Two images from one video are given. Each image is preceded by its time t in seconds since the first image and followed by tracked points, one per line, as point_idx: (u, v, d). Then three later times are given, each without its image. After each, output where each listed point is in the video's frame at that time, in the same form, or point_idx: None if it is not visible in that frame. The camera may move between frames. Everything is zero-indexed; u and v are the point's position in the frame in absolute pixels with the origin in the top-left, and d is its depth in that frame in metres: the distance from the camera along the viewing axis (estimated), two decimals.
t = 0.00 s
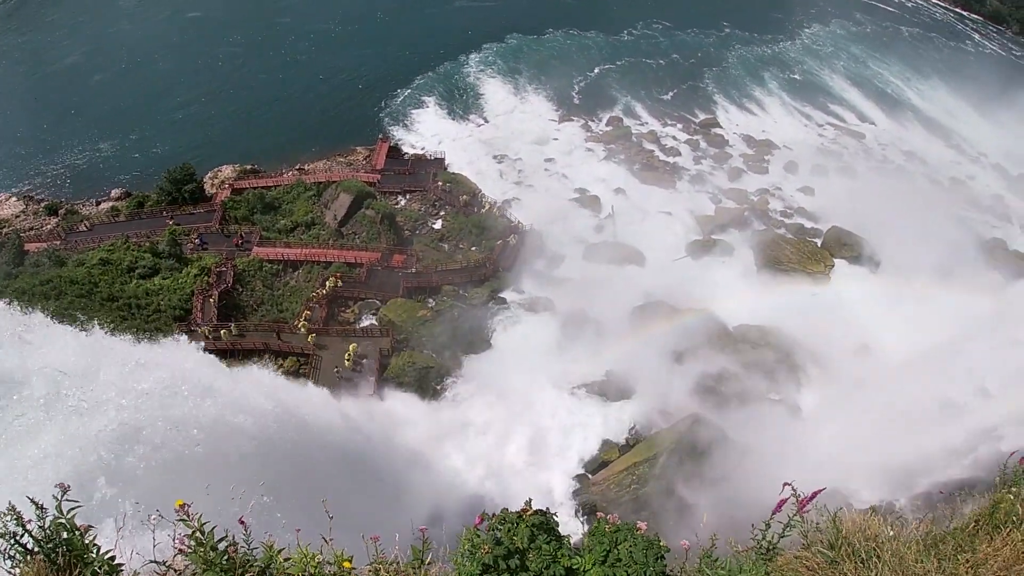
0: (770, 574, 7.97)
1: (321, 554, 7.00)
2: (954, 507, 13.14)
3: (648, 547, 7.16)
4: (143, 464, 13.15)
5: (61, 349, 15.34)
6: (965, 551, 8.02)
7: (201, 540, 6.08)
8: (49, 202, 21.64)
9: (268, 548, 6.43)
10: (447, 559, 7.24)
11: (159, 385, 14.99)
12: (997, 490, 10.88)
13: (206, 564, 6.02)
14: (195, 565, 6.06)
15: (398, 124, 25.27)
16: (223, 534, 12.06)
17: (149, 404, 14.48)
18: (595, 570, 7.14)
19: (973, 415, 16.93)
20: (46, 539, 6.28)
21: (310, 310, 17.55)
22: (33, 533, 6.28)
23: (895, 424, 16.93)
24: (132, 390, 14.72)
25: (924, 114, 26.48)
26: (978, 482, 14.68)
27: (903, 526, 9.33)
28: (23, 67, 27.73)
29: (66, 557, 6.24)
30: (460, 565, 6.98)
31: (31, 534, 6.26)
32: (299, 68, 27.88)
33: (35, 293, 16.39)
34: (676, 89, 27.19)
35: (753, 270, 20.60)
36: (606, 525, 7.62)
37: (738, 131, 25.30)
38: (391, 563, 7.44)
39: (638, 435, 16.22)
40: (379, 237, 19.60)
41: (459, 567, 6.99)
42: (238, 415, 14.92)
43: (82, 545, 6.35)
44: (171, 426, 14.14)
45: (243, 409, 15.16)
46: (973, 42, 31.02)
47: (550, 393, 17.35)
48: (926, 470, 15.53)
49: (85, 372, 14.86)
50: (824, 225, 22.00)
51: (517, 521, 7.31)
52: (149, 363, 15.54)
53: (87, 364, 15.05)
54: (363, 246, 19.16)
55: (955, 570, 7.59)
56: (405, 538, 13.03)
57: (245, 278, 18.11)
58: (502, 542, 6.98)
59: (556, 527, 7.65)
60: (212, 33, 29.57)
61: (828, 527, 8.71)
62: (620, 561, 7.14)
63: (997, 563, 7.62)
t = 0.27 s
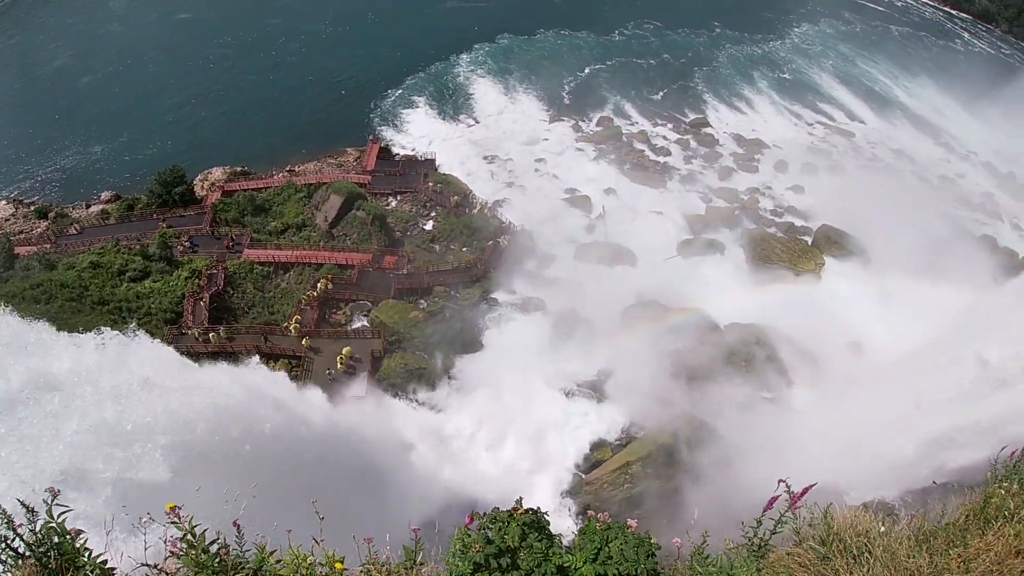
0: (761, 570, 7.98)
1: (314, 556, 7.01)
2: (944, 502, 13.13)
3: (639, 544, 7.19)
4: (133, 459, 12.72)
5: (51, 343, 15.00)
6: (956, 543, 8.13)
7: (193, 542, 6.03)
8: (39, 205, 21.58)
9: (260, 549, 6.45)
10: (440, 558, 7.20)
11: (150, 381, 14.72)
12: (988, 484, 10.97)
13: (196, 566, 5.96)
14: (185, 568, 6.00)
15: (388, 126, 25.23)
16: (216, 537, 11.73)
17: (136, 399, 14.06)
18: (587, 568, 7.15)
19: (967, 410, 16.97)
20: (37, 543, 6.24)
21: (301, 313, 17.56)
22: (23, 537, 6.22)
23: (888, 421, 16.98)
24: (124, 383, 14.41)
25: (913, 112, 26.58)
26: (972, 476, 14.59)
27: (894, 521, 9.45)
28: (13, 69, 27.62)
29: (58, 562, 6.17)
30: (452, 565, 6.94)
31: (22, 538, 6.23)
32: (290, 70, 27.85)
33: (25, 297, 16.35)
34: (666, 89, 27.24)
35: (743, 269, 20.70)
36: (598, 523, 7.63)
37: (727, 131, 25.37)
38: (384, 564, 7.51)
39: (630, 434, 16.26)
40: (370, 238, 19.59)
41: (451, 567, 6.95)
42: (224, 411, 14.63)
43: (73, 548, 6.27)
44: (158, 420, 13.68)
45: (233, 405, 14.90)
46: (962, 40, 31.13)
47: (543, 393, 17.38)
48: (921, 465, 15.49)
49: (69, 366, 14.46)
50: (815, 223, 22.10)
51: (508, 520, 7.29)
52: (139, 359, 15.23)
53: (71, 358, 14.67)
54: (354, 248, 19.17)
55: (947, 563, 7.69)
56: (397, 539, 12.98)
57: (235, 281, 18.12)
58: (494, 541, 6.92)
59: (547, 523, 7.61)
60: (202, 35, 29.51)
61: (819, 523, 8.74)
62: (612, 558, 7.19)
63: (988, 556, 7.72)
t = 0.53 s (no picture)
0: (754, 567, 7.98)
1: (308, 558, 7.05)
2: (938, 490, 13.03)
3: (632, 543, 7.16)
4: (132, 469, 13.09)
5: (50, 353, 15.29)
6: (947, 539, 8.27)
7: (187, 546, 5.99)
8: (31, 210, 21.51)
9: (255, 552, 6.58)
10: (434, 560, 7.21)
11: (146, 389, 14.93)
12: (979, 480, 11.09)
13: (189, 571, 5.91)
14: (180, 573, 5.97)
15: (382, 128, 25.22)
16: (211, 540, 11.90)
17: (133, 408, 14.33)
18: (579, 568, 7.18)
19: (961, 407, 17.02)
20: (33, 548, 6.18)
21: (296, 317, 17.52)
22: (18, 543, 6.16)
23: (882, 419, 17.04)
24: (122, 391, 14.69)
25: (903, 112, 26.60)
26: (969, 466, 14.43)
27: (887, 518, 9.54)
28: (5, 72, 27.56)
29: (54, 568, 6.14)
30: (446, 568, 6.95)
31: (18, 543, 6.18)
32: (283, 72, 27.82)
33: (17, 302, 16.29)
34: (659, 89, 27.31)
35: (737, 269, 20.76)
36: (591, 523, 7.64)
37: (720, 131, 25.44)
38: (379, 565, 7.55)
39: (625, 434, 16.30)
40: (364, 240, 19.58)
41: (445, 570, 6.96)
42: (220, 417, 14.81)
43: (68, 553, 6.24)
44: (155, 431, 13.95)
45: (228, 411, 15.05)
46: (951, 40, 31.16)
47: (538, 393, 17.39)
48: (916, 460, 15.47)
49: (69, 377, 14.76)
50: (808, 222, 22.17)
51: (500, 521, 7.27)
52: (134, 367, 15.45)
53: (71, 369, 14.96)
54: (348, 250, 19.15)
55: (938, 559, 7.82)
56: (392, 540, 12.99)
57: (229, 285, 18.06)
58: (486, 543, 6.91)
59: (540, 524, 7.57)
60: (195, 37, 29.48)
61: (811, 520, 8.80)
62: (603, 558, 7.12)
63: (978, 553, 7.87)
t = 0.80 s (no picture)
0: (741, 570, 7.93)
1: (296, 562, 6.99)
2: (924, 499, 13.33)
3: (617, 547, 7.20)
4: (112, 478, 12.87)
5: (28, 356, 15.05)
6: (932, 539, 8.33)
7: (174, 553, 5.87)
8: (16, 217, 21.39)
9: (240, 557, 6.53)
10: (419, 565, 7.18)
11: (128, 395, 14.82)
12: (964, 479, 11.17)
13: None
14: None
15: (368, 134, 25.25)
16: (198, 547, 11.79)
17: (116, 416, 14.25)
18: (565, 572, 7.21)
19: (947, 407, 17.17)
20: (17, 558, 5.47)
21: (282, 324, 17.50)
22: None
23: (869, 420, 17.14)
24: (103, 397, 14.59)
25: (885, 116, 27.86)
26: (954, 472, 14.78)
27: (873, 518, 9.58)
28: None
29: None
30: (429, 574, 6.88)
31: None
32: (269, 79, 27.86)
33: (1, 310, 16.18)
34: (645, 96, 27.55)
35: (722, 274, 20.92)
36: (576, 527, 7.65)
37: (705, 137, 25.72)
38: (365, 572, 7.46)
39: (613, 440, 16.33)
40: (351, 247, 19.64)
41: None
42: (205, 426, 14.75)
43: (55, 564, 5.57)
44: (138, 441, 13.87)
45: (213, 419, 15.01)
46: (923, 49, 32.98)
47: (525, 400, 17.43)
48: (902, 464, 15.64)
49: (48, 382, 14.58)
50: (793, 227, 22.37)
51: (485, 526, 7.36)
52: (117, 374, 15.30)
53: (50, 373, 14.77)
54: (335, 257, 19.22)
55: (925, 560, 7.87)
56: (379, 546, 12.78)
57: (215, 292, 18.04)
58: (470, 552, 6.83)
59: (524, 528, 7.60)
60: (182, 44, 29.50)
61: (797, 523, 8.78)
62: (589, 562, 7.17)
63: (963, 552, 7.95)
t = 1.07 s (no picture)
0: (726, 571, 8.09)
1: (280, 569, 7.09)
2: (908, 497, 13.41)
3: (599, 550, 7.53)
4: (97, 489, 12.94)
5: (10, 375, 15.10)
6: (918, 537, 8.44)
7: (156, 562, 5.91)
8: None
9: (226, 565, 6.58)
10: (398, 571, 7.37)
11: (112, 411, 14.89)
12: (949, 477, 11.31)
13: None
14: None
15: (352, 139, 25.25)
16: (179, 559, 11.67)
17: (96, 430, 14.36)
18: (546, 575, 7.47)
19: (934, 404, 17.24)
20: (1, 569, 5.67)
21: (266, 332, 17.44)
22: None
23: (856, 420, 17.21)
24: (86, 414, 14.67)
25: (865, 118, 28.23)
26: (939, 471, 14.85)
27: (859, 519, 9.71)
28: None
29: None
30: None
31: None
32: (253, 86, 27.85)
33: None
34: (627, 101, 27.78)
35: (706, 278, 21.05)
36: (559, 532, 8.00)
37: (688, 141, 25.95)
38: None
39: (598, 444, 16.35)
40: (335, 254, 19.64)
41: None
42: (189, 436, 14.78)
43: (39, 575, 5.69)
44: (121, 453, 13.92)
45: (196, 430, 14.98)
46: (901, 53, 33.58)
47: (510, 405, 17.45)
48: (893, 464, 15.61)
49: (20, 399, 14.65)
50: (776, 230, 22.53)
51: (469, 531, 7.75)
52: (98, 386, 15.35)
53: (23, 390, 14.82)
54: (318, 264, 19.21)
55: (910, 557, 7.99)
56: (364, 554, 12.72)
57: (198, 300, 17.96)
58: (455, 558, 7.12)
59: (507, 533, 7.97)
60: (166, 52, 29.47)
61: (782, 523, 8.91)
62: (572, 565, 7.54)
63: (949, 548, 8.05)
